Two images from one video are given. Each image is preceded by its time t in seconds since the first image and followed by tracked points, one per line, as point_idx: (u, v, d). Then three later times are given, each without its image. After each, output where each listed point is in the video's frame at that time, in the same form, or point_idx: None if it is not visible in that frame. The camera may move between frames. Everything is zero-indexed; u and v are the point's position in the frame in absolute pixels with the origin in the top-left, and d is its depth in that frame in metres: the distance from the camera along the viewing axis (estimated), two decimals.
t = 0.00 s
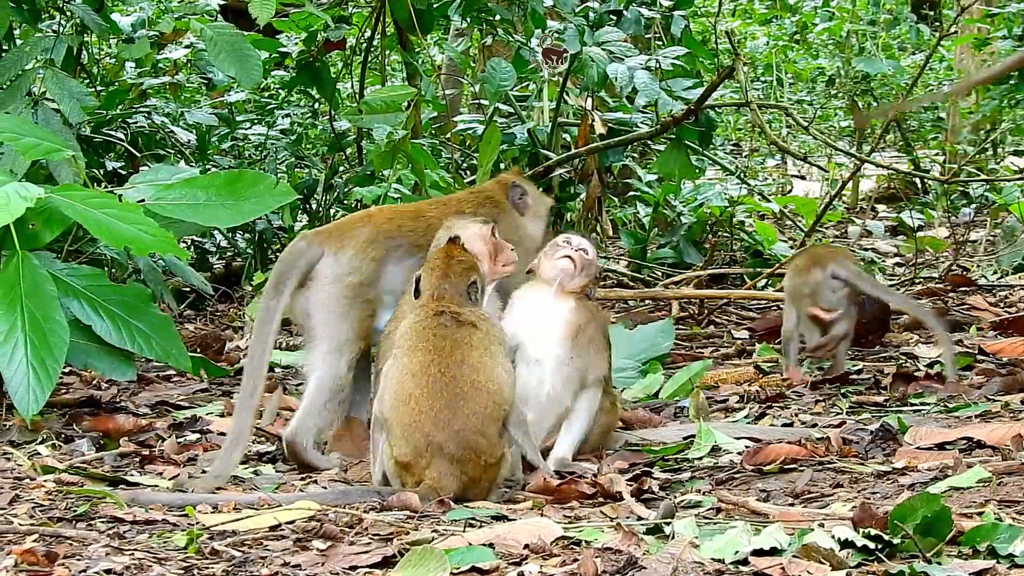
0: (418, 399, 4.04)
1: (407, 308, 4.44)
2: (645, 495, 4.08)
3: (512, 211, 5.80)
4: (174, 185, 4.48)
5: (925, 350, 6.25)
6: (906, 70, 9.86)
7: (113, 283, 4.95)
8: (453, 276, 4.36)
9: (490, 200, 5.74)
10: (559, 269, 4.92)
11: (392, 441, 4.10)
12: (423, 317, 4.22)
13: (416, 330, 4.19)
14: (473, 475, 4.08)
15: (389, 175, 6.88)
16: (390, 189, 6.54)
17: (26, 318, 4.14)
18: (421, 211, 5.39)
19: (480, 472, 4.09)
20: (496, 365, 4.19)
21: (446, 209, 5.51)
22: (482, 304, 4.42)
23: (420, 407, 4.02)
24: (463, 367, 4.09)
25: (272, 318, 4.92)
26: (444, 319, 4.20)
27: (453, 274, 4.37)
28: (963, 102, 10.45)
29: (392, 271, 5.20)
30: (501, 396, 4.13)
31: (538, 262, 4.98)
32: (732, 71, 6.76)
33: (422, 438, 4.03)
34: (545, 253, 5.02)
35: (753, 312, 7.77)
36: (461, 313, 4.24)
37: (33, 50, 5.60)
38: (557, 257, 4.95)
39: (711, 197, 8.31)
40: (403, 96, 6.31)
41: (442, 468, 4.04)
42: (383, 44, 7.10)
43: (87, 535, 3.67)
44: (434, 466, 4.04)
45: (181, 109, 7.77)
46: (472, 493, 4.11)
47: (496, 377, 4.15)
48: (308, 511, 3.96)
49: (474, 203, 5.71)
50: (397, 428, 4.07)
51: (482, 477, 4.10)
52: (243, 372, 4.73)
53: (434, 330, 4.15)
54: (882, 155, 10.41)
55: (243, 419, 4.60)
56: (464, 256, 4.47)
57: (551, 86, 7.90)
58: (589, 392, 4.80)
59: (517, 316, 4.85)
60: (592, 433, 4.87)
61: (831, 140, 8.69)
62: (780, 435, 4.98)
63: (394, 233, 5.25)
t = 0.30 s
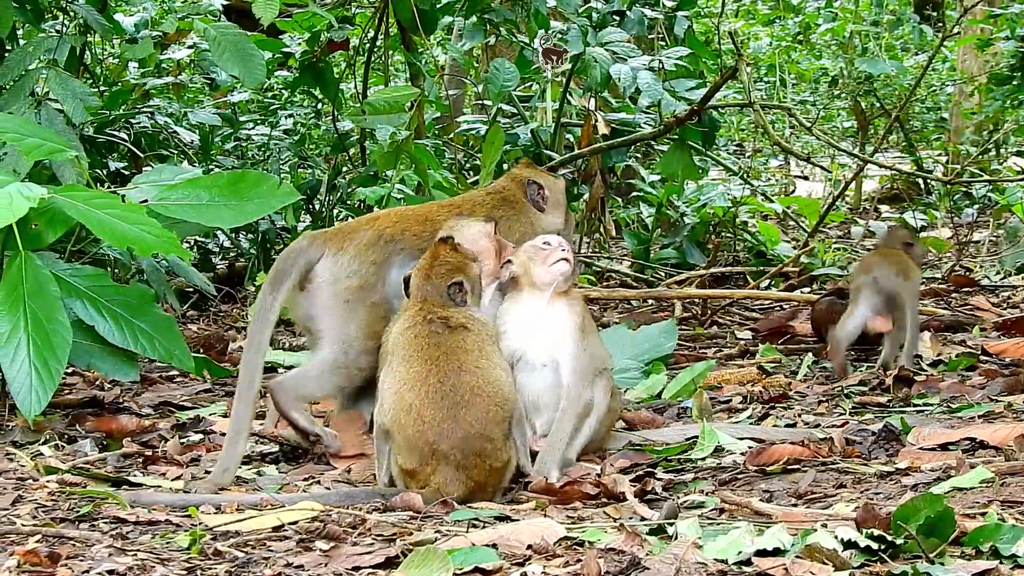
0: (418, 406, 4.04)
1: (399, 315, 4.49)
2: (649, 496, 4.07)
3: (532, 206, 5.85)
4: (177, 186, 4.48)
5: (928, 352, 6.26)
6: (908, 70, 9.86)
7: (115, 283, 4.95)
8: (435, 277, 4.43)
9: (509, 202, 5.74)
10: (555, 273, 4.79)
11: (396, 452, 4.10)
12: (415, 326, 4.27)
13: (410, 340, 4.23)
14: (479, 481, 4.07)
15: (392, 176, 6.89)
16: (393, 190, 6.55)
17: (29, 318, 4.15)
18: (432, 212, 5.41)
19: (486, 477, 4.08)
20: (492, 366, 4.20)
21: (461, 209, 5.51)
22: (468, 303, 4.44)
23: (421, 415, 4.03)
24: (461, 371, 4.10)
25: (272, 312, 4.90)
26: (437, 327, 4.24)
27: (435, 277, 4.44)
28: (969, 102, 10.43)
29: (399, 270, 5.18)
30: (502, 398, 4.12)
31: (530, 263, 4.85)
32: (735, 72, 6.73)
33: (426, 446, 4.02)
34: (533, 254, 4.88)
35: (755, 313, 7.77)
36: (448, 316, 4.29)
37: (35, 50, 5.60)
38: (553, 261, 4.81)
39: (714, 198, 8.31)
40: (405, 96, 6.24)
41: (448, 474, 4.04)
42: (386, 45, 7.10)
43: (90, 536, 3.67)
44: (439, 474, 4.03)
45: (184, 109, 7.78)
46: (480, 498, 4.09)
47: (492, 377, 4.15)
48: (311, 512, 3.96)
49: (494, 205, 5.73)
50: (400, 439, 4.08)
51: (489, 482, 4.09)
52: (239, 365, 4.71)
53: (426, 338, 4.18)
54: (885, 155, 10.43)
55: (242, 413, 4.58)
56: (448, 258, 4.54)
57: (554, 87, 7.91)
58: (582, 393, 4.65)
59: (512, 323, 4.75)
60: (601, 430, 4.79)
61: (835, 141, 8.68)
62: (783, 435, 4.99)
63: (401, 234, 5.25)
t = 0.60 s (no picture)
0: (420, 406, 4.05)
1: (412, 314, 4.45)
2: (650, 497, 4.07)
3: (489, 204, 6.00)
4: (179, 187, 4.49)
5: (929, 354, 6.27)
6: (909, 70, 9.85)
7: (117, 284, 4.95)
8: (450, 281, 4.34)
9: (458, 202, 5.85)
10: (544, 273, 4.67)
11: (398, 451, 4.12)
12: (422, 326, 4.25)
13: (417, 340, 4.23)
14: (479, 485, 4.06)
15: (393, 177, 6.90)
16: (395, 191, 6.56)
17: (31, 319, 4.14)
18: (379, 246, 5.45)
19: (487, 481, 4.07)
20: (497, 370, 4.17)
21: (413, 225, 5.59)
22: (484, 308, 4.35)
23: (423, 416, 4.04)
24: (464, 373, 4.08)
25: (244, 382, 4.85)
26: (445, 327, 4.22)
27: (450, 281, 4.35)
28: (970, 104, 10.44)
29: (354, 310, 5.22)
30: (505, 402, 4.09)
31: (517, 268, 4.68)
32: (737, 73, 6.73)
33: (426, 447, 4.03)
34: (519, 259, 4.71)
35: (757, 314, 7.78)
36: (459, 319, 4.24)
37: (38, 51, 5.61)
38: (541, 261, 4.69)
39: (716, 199, 8.33)
40: (408, 97, 6.13)
41: (447, 476, 4.04)
42: (388, 46, 7.11)
43: (91, 537, 3.67)
44: (439, 476, 4.04)
45: (186, 110, 7.78)
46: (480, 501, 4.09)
47: (497, 382, 4.12)
48: (312, 514, 3.95)
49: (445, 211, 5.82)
50: (402, 439, 4.09)
51: (489, 486, 4.08)
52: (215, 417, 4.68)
53: (433, 338, 4.17)
54: (887, 157, 10.45)
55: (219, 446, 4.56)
56: (463, 263, 4.43)
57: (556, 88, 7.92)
58: (580, 393, 4.64)
59: (510, 332, 4.62)
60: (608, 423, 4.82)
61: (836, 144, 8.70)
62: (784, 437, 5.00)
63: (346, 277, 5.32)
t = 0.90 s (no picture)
0: (426, 406, 4.05)
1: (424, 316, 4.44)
2: (652, 499, 4.07)
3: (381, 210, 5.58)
4: (181, 188, 4.49)
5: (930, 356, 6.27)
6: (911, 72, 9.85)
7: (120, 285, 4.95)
8: (460, 285, 4.28)
9: (331, 244, 5.34)
10: (530, 280, 4.65)
11: (401, 449, 4.13)
12: (431, 327, 4.25)
13: (425, 341, 4.22)
14: (480, 487, 4.06)
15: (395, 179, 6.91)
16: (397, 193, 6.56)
17: (32, 320, 4.14)
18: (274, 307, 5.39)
19: (488, 483, 4.07)
20: (504, 374, 4.16)
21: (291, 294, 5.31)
22: (495, 311, 4.29)
23: (427, 417, 4.04)
24: (471, 376, 4.08)
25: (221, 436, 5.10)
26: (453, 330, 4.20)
27: (460, 285, 4.29)
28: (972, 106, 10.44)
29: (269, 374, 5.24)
30: (510, 406, 4.09)
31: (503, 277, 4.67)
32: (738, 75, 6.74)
33: (429, 448, 4.03)
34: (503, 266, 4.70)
35: (758, 316, 7.78)
36: (468, 322, 4.21)
37: (39, 53, 5.60)
38: (525, 269, 4.65)
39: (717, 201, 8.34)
40: (410, 99, 6.17)
41: (449, 478, 4.04)
42: (389, 48, 7.12)
43: (93, 538, 3.67)
44: (440, 478, 4.04)
45: (187, 112, 7.77)
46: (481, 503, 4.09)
47: (502, 386, 4.11)
48: (314, 516, 3.95)
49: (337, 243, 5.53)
50: (407, 439, 4.10)
51: (491, 488, 4.09)
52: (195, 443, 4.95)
53: (441, 340, 4.16)
54: (889, 159, 10.46)
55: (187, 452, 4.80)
56: (470, 266, 4.31)
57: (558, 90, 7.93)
58: (579, 392, 4.66)
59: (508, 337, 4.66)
60: (610, 422, 4.83)
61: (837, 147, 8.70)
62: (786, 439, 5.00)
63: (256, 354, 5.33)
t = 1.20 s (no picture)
0: (429, 408, 4.04)
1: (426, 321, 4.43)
2: (656, 502, 4.06)
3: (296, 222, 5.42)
4: (185, 190, 4.50)
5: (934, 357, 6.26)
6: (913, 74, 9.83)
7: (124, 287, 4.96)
8: (461, 287, 4.31)
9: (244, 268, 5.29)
10: (515, 306, 4.72)
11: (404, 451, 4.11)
12: (433, 331, 4.24)
13: (427, 345, 4.21)
14: (483, 489, 4.06)
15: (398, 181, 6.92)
16: (399, 194, 6.57)
17: (37, 322, 4.14)
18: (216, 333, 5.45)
19: (490, 486, 4.07)
20: (507, 376, 4.17)
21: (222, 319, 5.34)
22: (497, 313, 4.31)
23: (430, 419, 4.03)
24: (474, 377, 4.07)
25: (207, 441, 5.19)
26: (454, 333, 4.20)
27: (461, 288, 4.32)
28: (976, 108, 10.43)
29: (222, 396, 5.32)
30: (512, 408, 4.10)
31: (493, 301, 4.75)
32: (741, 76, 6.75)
33: (432, 450, 4.02)
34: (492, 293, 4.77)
35: (762, 318, 7.77)
36: (471, 325, 4.22)
37: (42, 55, 5.63)
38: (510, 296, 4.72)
39: (721, 203, 8.34)
40: (412, 101, 6.16)
41: (451, 480, 4.03)
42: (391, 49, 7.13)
43: (97, 539, 3.67)
44: (443, 480, 4.03)
45: (191, 113, 7.78)
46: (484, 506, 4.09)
47: (506, 387, 4.12)
48: (317, 518, 3.95)
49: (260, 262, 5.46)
50: (409, 441, 4.08)
51: (493, 490, 4.08)
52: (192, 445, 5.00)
53: (444, 343, 4.16)
54: (892, 160, 10.45)
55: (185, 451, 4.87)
56: (471, 268, 4.36)
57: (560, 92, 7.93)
58: (581, 404, 4.64)
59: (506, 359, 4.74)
60: (616, 430, 4.80)
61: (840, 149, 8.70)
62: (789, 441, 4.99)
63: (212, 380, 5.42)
